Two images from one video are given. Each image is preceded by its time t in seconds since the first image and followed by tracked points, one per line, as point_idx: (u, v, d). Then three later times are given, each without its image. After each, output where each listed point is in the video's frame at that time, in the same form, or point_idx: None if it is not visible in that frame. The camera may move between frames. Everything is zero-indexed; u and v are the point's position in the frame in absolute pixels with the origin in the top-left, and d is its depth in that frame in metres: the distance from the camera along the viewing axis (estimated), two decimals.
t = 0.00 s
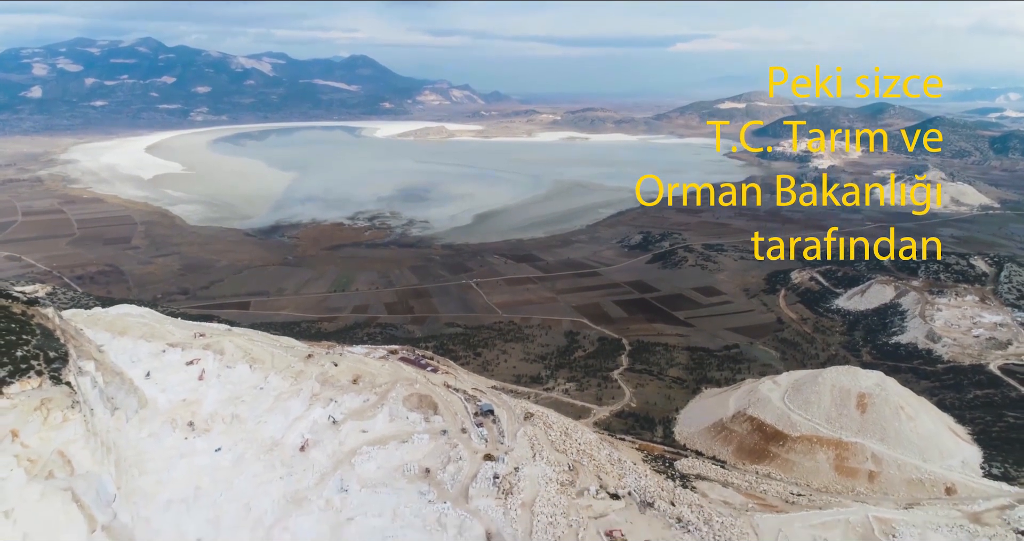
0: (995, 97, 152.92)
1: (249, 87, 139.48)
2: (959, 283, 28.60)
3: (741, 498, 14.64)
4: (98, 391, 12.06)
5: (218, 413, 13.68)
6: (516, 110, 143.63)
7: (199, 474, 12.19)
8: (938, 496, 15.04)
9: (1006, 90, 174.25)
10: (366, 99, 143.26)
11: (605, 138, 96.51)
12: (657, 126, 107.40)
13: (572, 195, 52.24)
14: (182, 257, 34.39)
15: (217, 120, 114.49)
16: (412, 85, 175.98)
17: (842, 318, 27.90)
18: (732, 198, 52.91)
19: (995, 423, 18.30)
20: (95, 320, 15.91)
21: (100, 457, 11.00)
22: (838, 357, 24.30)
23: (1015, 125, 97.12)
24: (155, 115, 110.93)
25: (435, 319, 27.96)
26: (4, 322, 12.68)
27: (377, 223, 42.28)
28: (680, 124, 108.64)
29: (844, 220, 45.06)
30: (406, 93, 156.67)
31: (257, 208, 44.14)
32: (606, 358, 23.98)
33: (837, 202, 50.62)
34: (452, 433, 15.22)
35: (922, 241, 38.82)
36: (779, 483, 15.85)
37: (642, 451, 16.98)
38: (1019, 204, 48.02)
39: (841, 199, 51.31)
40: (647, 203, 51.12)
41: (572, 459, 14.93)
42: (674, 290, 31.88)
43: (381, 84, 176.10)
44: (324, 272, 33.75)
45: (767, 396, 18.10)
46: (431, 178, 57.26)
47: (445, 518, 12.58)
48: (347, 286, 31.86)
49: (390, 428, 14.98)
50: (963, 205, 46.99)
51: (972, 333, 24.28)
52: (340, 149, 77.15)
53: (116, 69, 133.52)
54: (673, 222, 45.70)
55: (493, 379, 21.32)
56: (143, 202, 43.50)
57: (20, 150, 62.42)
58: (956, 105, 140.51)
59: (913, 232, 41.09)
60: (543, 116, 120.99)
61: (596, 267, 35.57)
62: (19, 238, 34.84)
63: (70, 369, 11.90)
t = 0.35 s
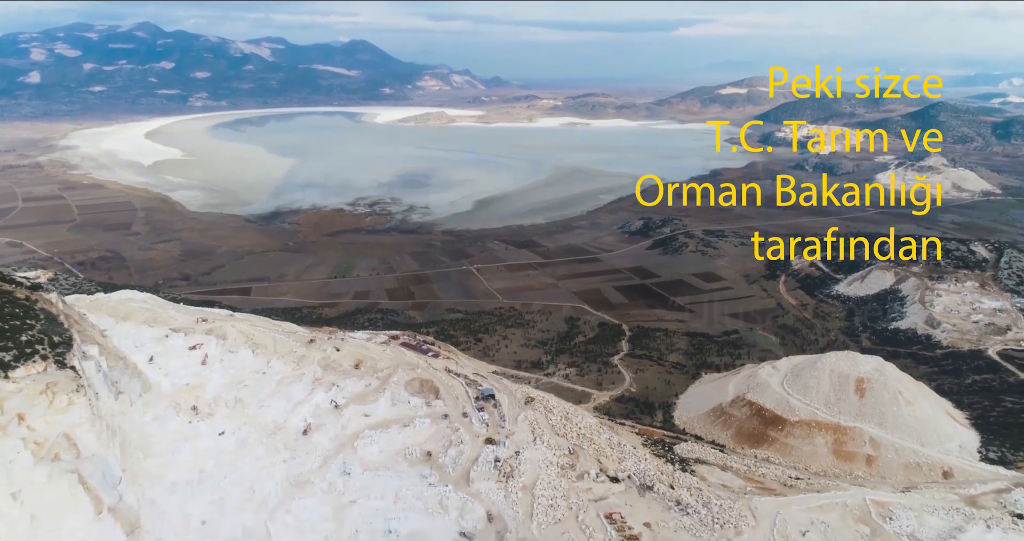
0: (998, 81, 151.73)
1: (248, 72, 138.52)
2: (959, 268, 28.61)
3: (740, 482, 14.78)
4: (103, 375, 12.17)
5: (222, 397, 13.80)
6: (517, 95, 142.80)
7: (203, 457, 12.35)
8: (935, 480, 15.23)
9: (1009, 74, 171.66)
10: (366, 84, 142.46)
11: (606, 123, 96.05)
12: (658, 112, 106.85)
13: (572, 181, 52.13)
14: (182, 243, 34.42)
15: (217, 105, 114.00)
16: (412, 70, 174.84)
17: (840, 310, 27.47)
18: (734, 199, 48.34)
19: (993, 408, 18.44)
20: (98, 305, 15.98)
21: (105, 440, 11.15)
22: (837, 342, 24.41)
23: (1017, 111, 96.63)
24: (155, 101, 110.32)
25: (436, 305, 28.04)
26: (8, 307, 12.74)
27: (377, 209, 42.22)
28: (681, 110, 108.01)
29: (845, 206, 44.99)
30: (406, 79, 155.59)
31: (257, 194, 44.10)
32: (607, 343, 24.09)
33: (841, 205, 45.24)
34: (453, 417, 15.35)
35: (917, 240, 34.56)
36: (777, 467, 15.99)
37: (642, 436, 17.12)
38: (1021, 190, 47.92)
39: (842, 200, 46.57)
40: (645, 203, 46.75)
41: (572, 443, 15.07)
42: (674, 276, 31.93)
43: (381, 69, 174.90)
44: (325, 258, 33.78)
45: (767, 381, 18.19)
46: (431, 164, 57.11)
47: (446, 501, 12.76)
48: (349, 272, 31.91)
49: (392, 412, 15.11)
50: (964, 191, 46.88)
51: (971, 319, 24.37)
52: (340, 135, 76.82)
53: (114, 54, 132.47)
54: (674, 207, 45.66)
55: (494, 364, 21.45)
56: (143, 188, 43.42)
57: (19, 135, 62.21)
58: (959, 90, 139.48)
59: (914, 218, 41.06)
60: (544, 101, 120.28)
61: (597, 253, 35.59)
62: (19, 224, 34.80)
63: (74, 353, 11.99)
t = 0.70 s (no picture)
0: (1001, 66, 150.91)
1: (247, 57, 137.47)
2: (959, 254, 28.66)
3: (738, 466, 14.92)
4: (106, 359, 12.29)
5: (224, 381, 13.89)
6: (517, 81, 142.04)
7: (207, 441, 12.50)
8: (932, 464, 15.39)
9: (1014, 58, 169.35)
10: (365, 69, 141.61)
11: (607, 108, 95.52)
12: (660, 97, 106.22)
13: (573, 166, 52.00)
14: (183, 229, 34.42)
15: (216, 91, 113.41)
16: (412, 55, 173.45)
17: (839, 305, 26.60)
18: (735, 198, 44.25)
19: (991, 393, 18.60)
20: (101, 291, 16.02)
21: (110, 423, 11.31)
22: (837, 328, 24.50)
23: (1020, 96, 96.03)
24: (153, 86, 109.53)
25: (437, 291, 28.10)
26: (12, 292, 12.83)
27: (378, 195, 42.14)
28: (683, 95, 107.38)
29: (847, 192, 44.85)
30: (406, 64, 154.41)
31: (257, 180, 44.04)
32: (607, 329, 24.20)
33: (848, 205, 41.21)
34: (454, 401, 15.46)
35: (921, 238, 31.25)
36: (776, 451, 16.13)
37: (642, 420, 17.25)
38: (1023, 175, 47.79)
39: (843, 200, 42.61)
40: (643, 199, 43.83)
41: (572, 427, 15.20)
42: (674, 262, 31.96)
43: (381, 54, 173.53)
44: (326, 244, 33.79)
45: (766, 365, 18.27)
46: (432, 150, 56.94)
47: (448, 484, 12.92)
48: (350, 258, 31.94)
49: (394, 396, 15.20)
50: (966, 176, 46.72)
51: (971, 304, 24.50)
52: (340, 120, 76.44)
53: (112, 39, 131.31)
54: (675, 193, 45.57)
55: (495, 349, 21.58)
56: (144, 173, 43.36)
57: (18, 121, 61.87)
58: (962, 75, 138.38)
59: (915, 203, 40.98)
60: (545, 87, 119.44)
61: (598, 239, 35.58)
62: (20, 210, 34.71)
63: (78, 337, 12.11)
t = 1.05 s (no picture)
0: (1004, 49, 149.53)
1: (246, 40, 136.15)
2: (959, 238, 28.66)
3: (737, 448, 15.06)
4: (109, 342, 12.44)
5: (227, 364, 14.01)
6: (518, 64, 141.06)
7: (211, 423, 12.68)
8: (929, 446, 15.53)
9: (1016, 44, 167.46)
10: (365, 53, 140.38)
11: (608, 92, 94.87)
12: (661, 81, 105.48)
13: (574, 150, 51.83)
14: (183, 213, 34.40)
15: (215, 74, 112.65)
16: (411, 38, 171.93)
17: (839, 303, 25.35)
18: (732, 199, 39.74)
19: (989, 376, 18.74)
20: (103, 274, 16.08)
21: (114, 406, 11.51)
22: (837, 312, 24.58)
23: None
24: (152, 70, 108.56)
25: (437, 275, 28.16)
26: (15, 275, 12.87)
27: (378, 179, 42.02)
28: (684, 78, 106.61)
29: (848, 177, 44.76)
30: (406, 47, 153.07)
31: (257, 164, 43.93)
32: (607, 313, 24.28)
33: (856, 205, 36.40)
34: (455, 384, 15.58)
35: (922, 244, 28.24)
36: (775, 433, 16.27)
37: (641, 403, 17.39)
38: None
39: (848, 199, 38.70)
40: (644, 183, 43.74)
41: (573, 410, 15.33)
42: (675, 246, 31.98)
43: (381, 37, 171.97)
44: (326, 228, 33.80)
45: (765, 349, 18.37)
46: (432, 134, 56.70)
47: (449, 465, 13.08)
48: (350, 242, 31.94)
49: (396, 379, 15.32)
50: (968, 160, 46.55)
51: (970, 288, 24.58)
52: (339, 104, 75.99)
53: (109, 22, 129.91)
54: (675, 177, 45.47)
55: (495, 333, 21.70)
56: (144, 157, 43.21)
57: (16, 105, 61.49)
58: (965, 58, 137.08)
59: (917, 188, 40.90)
60: (545, 70, 118.48)
61: (598, 223, 35.58)
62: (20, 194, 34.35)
63: (82, 320, 12.23)
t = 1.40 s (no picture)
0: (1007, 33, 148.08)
1: (245, 23, 134.80)
2: (960, 222, 28.66)
3: (736, 430, 15.18)
4: (113, 324, 12.59)
5: (229, 346, 14.15)
6: (519, 47, 139.94)
7: (214, 405, 12.88)
8: (927, 429, 15.68)
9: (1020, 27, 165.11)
10: (365, 36, 139.08)
11: (609, 76, 94.15)
12: (662, 64, 104.67)
13: (575, 134, 51.61)
14: (184, 198, 34.33)
15: (214, 58, 111.86)
16: (411, 21, 170.32)
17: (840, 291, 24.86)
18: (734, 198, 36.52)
19: (987, 360, 18.87)
20: (105, 258, 16.14)
21: (119, 387, 11.68)
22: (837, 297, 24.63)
23: None
24: (150, 53, 107.46)
25: (438, 259, 28.20)
26: (19, 258, 12.94)
27: (378, 163, 41.91)
28: (685, 62, 105.78)
29: (849, 161, 44.63)
30: (405, 30, 151.68)
31: (257, 148, 43.75)
32: (608, 297, 24.36)
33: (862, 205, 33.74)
34: (456, 367, 15.68)
35: (922, 244, 26.97)
36: (773, 416, 16.40)
37: (641, 386, 17.51)
38: None
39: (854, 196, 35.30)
40: (645, 167, 43.62)
41: (573, 392, 15.45)
42: (675, 230, 31.98)
43: (380, 20, 170.31)
44: (327, 212, 33.78)
45: (765, 332, 18.45)
46: (432, 118, 56.42)
47: (450, 447, 13.22)
48: (351, 227, 31.95)
49: (397, 361, 15.43)
50: (970, 145, 46.20)
51: (970, 273, 24.62)
52: (338, 88, 75.45)
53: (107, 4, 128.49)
54: (676, 161, 45.34)
55: (495, 316, 21.82)
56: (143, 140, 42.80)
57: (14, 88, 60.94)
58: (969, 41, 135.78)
59: (918, 172, 40.80)
60: (546, 53, 117.44)
61: (598, 208, 35.55)
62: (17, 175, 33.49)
63: (85, 303, 12.40)
